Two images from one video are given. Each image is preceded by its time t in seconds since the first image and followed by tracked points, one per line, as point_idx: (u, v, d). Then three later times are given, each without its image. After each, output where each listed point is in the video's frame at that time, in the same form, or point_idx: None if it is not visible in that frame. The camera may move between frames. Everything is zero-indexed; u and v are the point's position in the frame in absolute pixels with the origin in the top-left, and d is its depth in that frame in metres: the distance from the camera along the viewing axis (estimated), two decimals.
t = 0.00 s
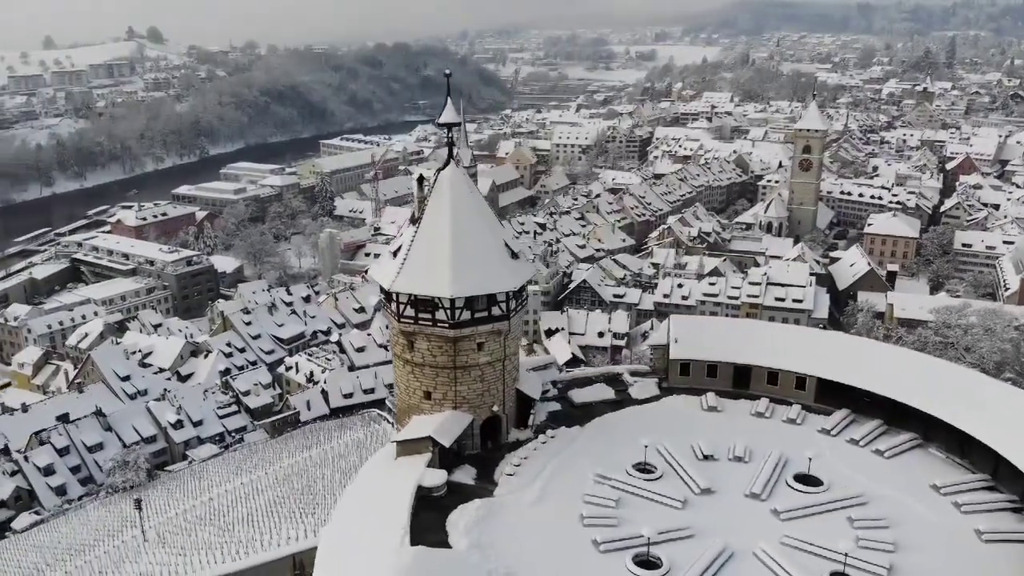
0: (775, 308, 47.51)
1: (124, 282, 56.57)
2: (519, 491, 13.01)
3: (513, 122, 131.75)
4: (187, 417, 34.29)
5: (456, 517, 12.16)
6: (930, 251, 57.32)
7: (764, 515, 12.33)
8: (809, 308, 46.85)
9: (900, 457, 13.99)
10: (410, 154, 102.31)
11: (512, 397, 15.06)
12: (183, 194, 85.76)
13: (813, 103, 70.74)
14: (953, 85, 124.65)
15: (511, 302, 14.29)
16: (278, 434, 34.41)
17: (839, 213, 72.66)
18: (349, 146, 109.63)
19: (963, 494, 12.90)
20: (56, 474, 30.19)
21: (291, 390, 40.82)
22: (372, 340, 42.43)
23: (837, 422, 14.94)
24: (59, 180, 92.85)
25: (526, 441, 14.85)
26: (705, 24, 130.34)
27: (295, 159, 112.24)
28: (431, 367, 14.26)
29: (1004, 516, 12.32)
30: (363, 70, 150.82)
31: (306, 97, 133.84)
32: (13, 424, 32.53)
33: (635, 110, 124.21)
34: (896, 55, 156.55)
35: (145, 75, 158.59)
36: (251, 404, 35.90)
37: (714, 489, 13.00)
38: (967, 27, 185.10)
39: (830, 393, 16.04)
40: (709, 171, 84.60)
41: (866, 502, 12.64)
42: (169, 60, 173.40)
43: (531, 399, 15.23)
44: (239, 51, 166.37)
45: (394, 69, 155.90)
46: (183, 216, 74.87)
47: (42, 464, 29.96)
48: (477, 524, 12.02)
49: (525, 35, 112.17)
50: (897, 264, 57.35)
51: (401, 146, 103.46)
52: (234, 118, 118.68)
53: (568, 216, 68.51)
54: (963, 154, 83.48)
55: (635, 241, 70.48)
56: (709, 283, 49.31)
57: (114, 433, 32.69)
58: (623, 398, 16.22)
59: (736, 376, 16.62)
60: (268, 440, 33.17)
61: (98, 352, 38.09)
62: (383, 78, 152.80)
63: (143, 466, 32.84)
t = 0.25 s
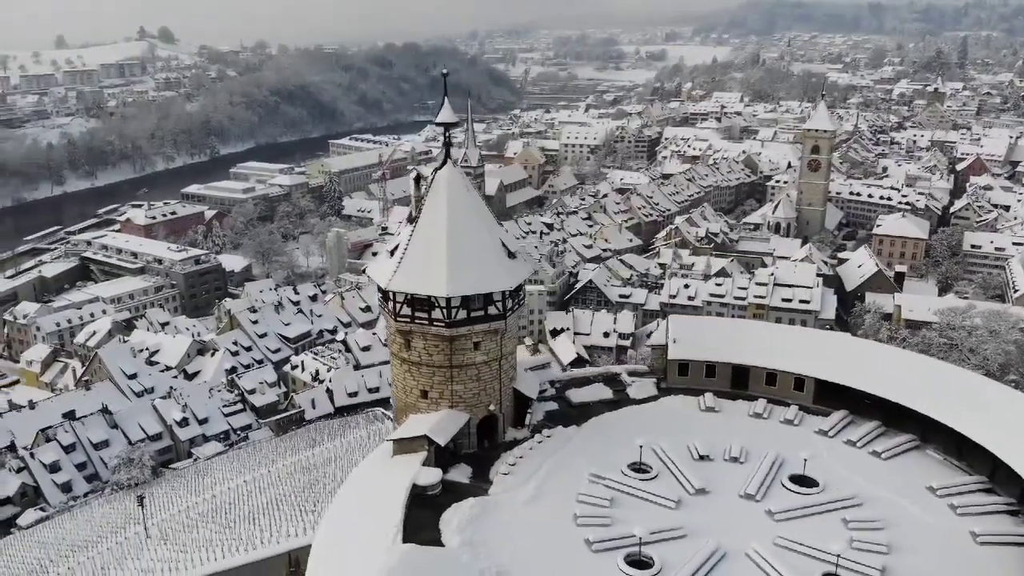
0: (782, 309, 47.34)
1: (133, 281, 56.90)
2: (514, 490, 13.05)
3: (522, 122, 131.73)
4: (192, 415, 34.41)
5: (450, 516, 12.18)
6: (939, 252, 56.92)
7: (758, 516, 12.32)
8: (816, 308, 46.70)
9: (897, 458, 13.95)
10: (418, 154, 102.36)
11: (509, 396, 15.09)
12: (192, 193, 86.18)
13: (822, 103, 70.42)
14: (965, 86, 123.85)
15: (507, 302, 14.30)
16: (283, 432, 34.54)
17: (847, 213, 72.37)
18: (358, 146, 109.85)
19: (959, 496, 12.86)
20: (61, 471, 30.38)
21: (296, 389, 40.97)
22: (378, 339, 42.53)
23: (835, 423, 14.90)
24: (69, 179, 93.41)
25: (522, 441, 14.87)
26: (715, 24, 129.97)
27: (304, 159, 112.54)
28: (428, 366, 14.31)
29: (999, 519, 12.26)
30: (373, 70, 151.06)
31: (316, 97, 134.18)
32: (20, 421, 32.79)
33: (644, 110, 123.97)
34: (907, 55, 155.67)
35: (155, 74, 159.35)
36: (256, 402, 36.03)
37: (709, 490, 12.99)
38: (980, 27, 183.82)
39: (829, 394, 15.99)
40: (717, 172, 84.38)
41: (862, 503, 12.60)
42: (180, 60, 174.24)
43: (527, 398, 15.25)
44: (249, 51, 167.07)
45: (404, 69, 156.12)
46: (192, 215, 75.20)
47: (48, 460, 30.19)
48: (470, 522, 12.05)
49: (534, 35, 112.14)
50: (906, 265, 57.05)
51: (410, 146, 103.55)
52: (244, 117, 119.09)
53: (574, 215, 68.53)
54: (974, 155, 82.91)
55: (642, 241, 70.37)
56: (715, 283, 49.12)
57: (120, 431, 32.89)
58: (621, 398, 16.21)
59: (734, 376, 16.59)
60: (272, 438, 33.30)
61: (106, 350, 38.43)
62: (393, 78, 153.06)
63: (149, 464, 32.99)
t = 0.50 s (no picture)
0: (788, 310, 47.18)
1: (141, 280, 57.26)
2: (508, 489, 13.06)
3: (531, 122, 131.70)
4: (198, 413, 34.61)
5: (443, 514, 12.22)
6: (948, 253, 56.59)
7: (753, 516, 12.30)
8: (823, 309, 46.55)
9: (893, 460, 13.91)
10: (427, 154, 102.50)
11: (506, 395, 15.12)
12: (202, 192, 86.62)
13: (831, 103, 70.10)
14: (977, 86, 123.04)
15: (504, 301, 14.32)
16: (288, 430, 34.70)
17: (856, 214, 72.10)
18: (367, 146, 110.07)
19: (956, 497, 12.81)
20: (67, 468, 30.60)
21: (302, 387, 41.12)
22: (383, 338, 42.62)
23: (832, 424, 14.86)
24: (80, 177, 94.00)
25: (518, 440, 14.88)
26: (725, 24, 129.58)
27: (313, 158, 112.93)
28: (424, 365, 14.35)
29: (994, 522, 12.21)
30: (382, 70, 151.42)
31: (326, 97, 134.55)
32: (27, 417, 33.00)
33: (653, 110, 123.78)
34: (919, 55, 154.79)
35: (167, 74, 160.18)
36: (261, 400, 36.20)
37: (703, 490, 12.98)
38: (993, 27, 182.47)
39: (828, 395, 15.95)
40: (726, 172, 84.18)
41: (857, 504, 12.56)
42: (191, 60, 175.08)
43: (524, 397, 15.28)
44: (260, 51, 167.73)
45: (414, 69, 156.41)
46: (201, 215, 75.61)
47: (53, 457, 30.40)
48: (464, 521, 12.08)
49: (543, 35, 112.19)
50: (914, 267, 56.77)
51: (418, 146, 103.73)
52: (254, 117, 119.58)
53: (581, 216, 68.58)
54: (985, 156, 82.38)
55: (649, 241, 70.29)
56: (722, 284, 49.00)
57: (125, 428, 33.06)
58: (618, 398, 16.21)
59: (733, 377, 16.57)
60: (277, 436, 33.44)
61: (113, 348, 38.65)
62: (403, 78, 153.42)
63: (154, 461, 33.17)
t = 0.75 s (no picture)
0: (795, 311, 47.04)
1: (150, 278, 57.58)
2: (502, 488, 13.08)
3: (540, 122, 131.71)
4: (203, 411, 34.77)
5: (437, 513, 12.23)
6: (957, 255, 56.26)
7: (746, 517, 12.29)
8: (830, 310, 46.38)
9: (891, 461, 13.85)
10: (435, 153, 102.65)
11: (503, 394, 15.14)
12: (211, 192, 87.02)
13: (841, 103, 69.77)
14: (989, 87, 122.29)
15: (501, 301, 14.34)
16: (293, 428, 34.84)
17: (866, 215, 71.79)
18: (376, 145, 110.20)
19: (952, 499, 12.75)
20: (73, 464, 30.81)
21: (307, 386, 41.24)
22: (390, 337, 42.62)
23: (829, 425, 14.82)
24: (91, 176, 94.57)
25: (515, 439, 14.89)
26: (735, 24, 129.13)
27: (323, 158, 113.28)
28: (421, 364, 14.38)
29: (990, 524, 12.16)
30: (392, 70, 151.76)
31: (336, 96, 134.85)
32: (34, 414, 33.21)
33: (663, 110, 123.57)
34: (931, 56, 153.93)
35: (178, 73, 161.01)
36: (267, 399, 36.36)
37: (699, 490, 12.97)
38: (1007, 28, 181.10)
39: (827, 397, 15.89)
40: (735, 172, 83.94)
41: (852, 505, 12.53)
42: (202, 59, 175.86)
43: (521, 396, 15.31)
44: (270, 51, 168.45)
45: (423, 69, 156.70)
46: (209, 214, 75.98)
47: (59, 454, 30.60)
48: (458, 520, 12.09)
49: (552, 35, 112.18)
50: (923, 268, 56.47)
51: (427, 146, 103.91)
52: (264, 117, 120.03)
53: (589, 216, 68.55)
54: (996, 157, 81.86)
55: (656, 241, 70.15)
56: (729, 284, 48.86)
57: (132, 425, 33.27)
58: (616, 398, 16.21)
59: (731, 378, 16.54)
60: (282, 434, 33.56)
61: (120, 346, 38.86)
62: (412, 78, 153.76)
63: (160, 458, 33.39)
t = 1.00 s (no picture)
0: (803, 312, 46.86)
1: (158, 277, 57.91)
2: (497, 487, 13.10)
3: (549, 122, 131.67)
4: (209, 409, 34.91)
5: (431, 511, 12.27)
6: (967, 256, 55.87)
7: (740, 517, 12.28)
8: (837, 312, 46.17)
9: (887, 463, 13.81)
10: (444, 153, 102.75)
11: (500, 393, 15.17)
12: (221, 191, 87.43)
13: (850, 104, 69.41)
14: (1002, 88, 121.41)
15: (497, 300, 14.37)
16: (297, 427, 34.97)
17: (875, 216, 71.45)
18: (385, 145, 110.40)
19: (947, 501, 12.71)
20: (79, 461, 31.00)
21: (313, 385, 41.35)
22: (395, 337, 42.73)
23: (827, 426, 14.77)
24: (102, 175, 95.17)
25: (511, 438, 14.91)
26: (745, 24, 128.66)
27: (332, 157, 113.57)
28: (418, 363, 14.42)
29: (985, 527, 12.10)
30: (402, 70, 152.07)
31: (346, 96, 135.17)
32: (41, 411, 33.43)
33: (672, 110, 123.32)
34: (943, 56, 152.96)
35: (189, 73, 161.85)
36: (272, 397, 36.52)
37: (693, 490, 12.96)
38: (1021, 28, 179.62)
39: (824, 397, 15.85)
40: (743, 173, 83.65)
41: (847, 506, 12.51)
42: (213, 59, 176.68)
43: (518, 395, 15.34)
44: (281, 51, 169.18)
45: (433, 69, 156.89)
46: (218, 213, 76.33)
47: (65, 451, 30.80)
48: (451, 517, 12.13)
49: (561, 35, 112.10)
50: (932, 270, 56.14)
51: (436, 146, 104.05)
52: (274, 117, 120.48)
53: (596, 216, 68.52)
54: (1007, 158, 81.28)
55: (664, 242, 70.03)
56: (735, 285, 48.71)
57: (138, 423, 33.46)
58: (614, 397, 16.21)
59: (729, 378, 16.52)
60: (286, 433, 33.68)
61: (127, 343, 39.08)
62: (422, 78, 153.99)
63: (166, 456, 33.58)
